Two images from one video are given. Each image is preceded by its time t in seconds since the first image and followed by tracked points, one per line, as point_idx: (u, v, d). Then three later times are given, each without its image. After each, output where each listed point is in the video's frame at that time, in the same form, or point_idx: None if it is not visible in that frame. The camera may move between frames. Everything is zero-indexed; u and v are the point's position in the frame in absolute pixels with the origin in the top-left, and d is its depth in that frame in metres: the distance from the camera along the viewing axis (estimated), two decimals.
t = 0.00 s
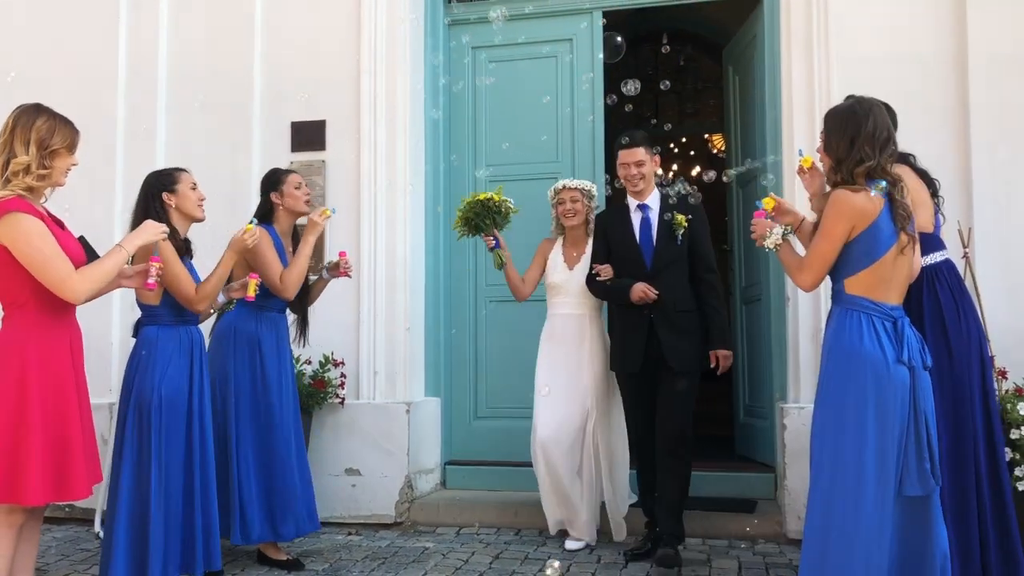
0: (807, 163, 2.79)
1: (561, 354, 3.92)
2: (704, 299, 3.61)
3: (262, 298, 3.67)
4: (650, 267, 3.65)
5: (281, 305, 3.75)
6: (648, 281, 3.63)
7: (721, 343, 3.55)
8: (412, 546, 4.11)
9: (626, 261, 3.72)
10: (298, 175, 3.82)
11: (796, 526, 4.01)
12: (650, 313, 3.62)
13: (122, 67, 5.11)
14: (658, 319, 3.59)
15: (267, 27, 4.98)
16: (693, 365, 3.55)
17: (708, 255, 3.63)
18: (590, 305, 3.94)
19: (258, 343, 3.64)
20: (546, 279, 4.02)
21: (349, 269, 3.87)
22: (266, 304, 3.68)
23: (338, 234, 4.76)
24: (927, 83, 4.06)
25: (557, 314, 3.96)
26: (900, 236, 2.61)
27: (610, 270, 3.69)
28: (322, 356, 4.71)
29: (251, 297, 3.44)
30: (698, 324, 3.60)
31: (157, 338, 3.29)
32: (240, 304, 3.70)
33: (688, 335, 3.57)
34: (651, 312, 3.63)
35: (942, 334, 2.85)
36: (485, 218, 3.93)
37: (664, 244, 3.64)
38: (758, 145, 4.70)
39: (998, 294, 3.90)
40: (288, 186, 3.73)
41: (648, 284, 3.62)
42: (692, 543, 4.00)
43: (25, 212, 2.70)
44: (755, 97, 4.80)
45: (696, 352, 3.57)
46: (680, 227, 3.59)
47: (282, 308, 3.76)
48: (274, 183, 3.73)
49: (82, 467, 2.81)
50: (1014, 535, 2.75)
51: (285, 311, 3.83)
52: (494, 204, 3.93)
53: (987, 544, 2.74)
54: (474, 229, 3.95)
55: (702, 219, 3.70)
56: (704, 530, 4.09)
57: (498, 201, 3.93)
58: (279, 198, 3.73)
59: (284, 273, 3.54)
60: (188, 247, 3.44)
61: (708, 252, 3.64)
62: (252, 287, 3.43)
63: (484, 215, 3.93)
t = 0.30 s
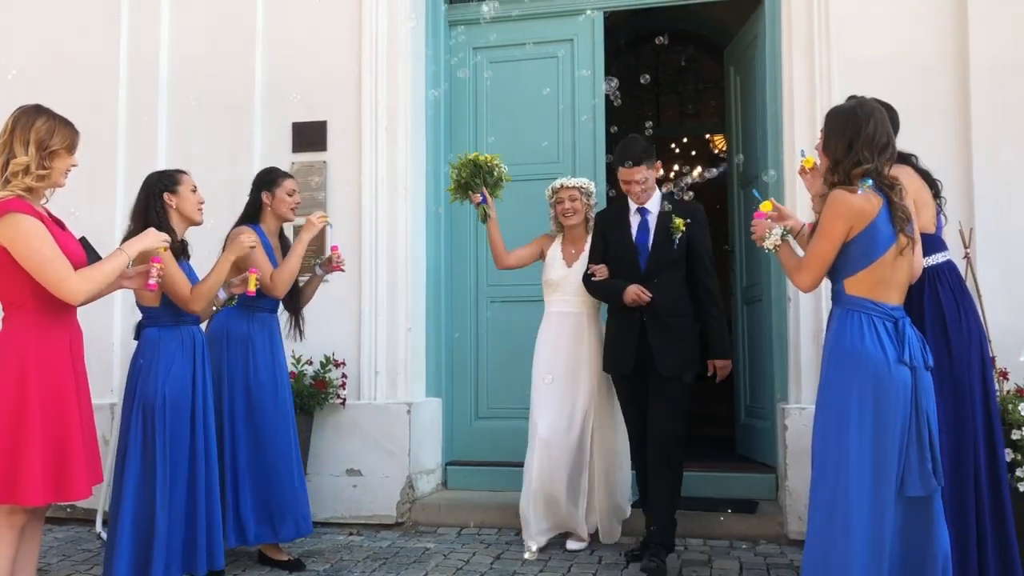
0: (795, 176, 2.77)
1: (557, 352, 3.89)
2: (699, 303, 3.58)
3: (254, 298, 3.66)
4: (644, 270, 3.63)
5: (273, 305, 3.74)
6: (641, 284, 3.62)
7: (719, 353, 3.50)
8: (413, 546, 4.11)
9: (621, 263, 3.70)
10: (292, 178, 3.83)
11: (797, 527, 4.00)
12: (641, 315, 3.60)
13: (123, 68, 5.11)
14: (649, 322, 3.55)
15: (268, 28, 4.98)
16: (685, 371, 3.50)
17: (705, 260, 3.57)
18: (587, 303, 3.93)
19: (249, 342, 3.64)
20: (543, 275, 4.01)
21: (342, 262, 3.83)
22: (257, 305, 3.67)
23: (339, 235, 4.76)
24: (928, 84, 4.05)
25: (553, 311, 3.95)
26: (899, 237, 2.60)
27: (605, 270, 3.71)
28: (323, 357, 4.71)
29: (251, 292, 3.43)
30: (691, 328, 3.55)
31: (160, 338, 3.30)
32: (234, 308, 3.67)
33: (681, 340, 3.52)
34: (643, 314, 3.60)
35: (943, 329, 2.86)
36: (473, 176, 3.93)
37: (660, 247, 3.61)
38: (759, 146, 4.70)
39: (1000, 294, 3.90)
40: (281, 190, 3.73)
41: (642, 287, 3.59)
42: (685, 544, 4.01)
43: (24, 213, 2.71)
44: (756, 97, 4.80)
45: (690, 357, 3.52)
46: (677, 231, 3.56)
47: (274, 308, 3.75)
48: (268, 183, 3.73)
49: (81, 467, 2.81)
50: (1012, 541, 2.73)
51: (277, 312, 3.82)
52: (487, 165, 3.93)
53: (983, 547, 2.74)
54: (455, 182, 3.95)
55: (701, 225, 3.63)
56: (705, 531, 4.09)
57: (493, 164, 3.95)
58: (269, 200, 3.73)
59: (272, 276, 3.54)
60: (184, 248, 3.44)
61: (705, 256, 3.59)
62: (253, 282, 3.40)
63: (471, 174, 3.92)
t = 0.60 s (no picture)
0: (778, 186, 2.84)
1: (550, 353, 3.82)
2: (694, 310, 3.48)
3: (242, 298, 3.65)
4: (638, 271, 3.54)
5: (263, 305, 3.72)
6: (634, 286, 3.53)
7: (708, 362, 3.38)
8: (414, 547, 4.11)
9: (618, 264, 3.60)
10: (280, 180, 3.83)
11: (799, 527, 4.00)
12: (631, 316, 3.55)
13: (125, 68, 5.12)
14: (638, 323, 3.52)
15: (270, 28, 4.99)
16: (674, 379, 3.41)
17: (701, 268, 3.44)
18: (583, 304, 3.85)
19: (241, 342, 3.62)
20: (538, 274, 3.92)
21: (330, 260, 3.83)
22: (246, 304, 3.66)
23: (341, 235, 4.77)
24: (930, 84, 4.05)
25: (549, 311, 3.87)
26: (896, 238, 2.60)
27: (604, 269, 3.60)
28: (324, 357, 4.71)
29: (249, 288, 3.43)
30: (681, 333, 3.46)
31: (161, 338, 3.30)
32: (225, 308, 3.63)
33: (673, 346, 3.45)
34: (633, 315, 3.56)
35: (944, 330, 2.85)
36: (460, 128, 3.87)
37: (655, 251, 3.50)
38: (761, 146, 4.70)
39: (1001, 295, 3.89)
40: (267, 192, 3.74)
41: (633, 290, 3.52)
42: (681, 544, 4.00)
43: (24, 213, 2.71)
44: (758, 98, 4.79)
45: (681, 363, 3.44)
46: (673, 237, 3.43)
47: (264, 308, 3.73)
48: (254, 184, 3.73)
49: (81, 468, 2.81)
50: (1010, 542, 2.74)
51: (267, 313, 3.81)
52: (474, 116, 3.86)
53: (981, 546, 2.74)
54: (443, 134, 3.92)
55: (702, 230, 3.47)
56: (706, 531, 4.09)
57: (483, 117, 3.87)
58: (255, 201, 3.74)
59: (258, 274, 3.54)
60: (180, 249, 3.45)
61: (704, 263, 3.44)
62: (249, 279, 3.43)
63: (457, 125, 3.87)
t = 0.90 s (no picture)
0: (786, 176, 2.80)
1: (543, 355, 3.78)
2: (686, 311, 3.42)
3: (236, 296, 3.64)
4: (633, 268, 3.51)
5: (256, 303, 3.72)
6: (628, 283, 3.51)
7: (692, 359, 3.31)
8: (415, 546, 4.12)
9: (616, 262, 3.57)
10: (268, 180, 3.85)
11: (800, 527, 4.00)
12: (626, 315, 3.52)
13: (126, 68, 5.12)
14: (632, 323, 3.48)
15: (272, 28, 4.99)
16: (668, 379, 3.39)
17: (695, 266, 3.37)
18: (575, 303, 3.81)
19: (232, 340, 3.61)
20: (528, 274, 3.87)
21: (322, 259, 3.81)
22: (239, 303, 3.65)
23: (343, 235, 4.77)
24: (931, 84, 4.05)
25: (541, 313, 3.81)
26: (893, 238, 2.60)
27: (604, 265, 3.59)
28: (325, 357, 4.72)
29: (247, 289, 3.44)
30: (678, 335, 3.43)
31: (161, 339, 3.31)
32: (220, 309, 3.61)
33: (667, 347, 3.41)
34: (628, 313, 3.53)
35: (945, 331, 2.86)
36: (447, 107, 3.78)
37: (650, 250, 3.45)
38: (762, 147, 4.70)
39: (1002, 296, 3.89)
40: (257, 191, 3.75)
41: (630, 289, 3.50)
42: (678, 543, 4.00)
43: (26, 213, 2.72)
44: (759, 97, 4.79)
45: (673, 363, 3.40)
46: (666, 236, 3.38)
47: (257, 305, 3.73)
48: (243, 184, 3.74)
49: (83, 467, 2.82)
50: (1010, 544, 2.73)
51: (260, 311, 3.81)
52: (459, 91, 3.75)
53: (980, 546, 2.74)
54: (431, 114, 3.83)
55: (697, 228, 3.40)
56: (707, 531, 4.09)
57: (466, 89, 3.75)
58: (244, 201, 3.75)
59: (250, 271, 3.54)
60: (178, 249, 3.46)
61: (699, 262, 3.37)
62: (247, 278, 3.44)
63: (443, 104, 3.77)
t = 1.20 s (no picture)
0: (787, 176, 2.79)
1: (529, 357, 3.70)
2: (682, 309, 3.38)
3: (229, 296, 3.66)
4: (629, 265, 3.47)
5: (249, 303, 3.73)
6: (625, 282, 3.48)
7: (674, 343, 3.24)
8: (416, 546, 4.12)
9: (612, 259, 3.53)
10: (257, 179, 3.84)
11: (800, 527, 4.00)
12: (622, 314, 3.48)
13: (127, 68, 5.12)
14: (628, 322, 3.45)
15: (274, 28, 5.00)
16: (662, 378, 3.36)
17: (690, 262, 3.32)
18: (560, 303, 3.74)
19: (225, 339, 3.60)
20: (512, 274, 3.81)
21: (312, 259, 3.77)
22: (232, 303, 3.66)
23: (344, 235, 4.78)
24: (932, 84, 4.05)
25: (525, 314, 3.74)
26: (892, 240, 2.60)
27: (603, 264, 3.53)
28: (326, 357, 4.73)
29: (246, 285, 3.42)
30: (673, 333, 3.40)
31: (160, 339, 3.32)
32: (216, 309, 3.60)
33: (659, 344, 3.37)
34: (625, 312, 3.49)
35: (947, 332, 2.85)
36: (449, 95, 3.79)
37: (646, 245, 3.41)
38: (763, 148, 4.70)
39: (1003, 296, 3.89)
40: (246, 190, 3.75)
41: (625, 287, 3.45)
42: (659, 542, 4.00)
43: (28, 213, 2.72)
44: (760, 97, 4.79)
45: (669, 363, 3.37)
46: (661, 230, 3.34)
47: (250, 305, 3.74)
48: (231, 185, 3.74)
49: (84, 468, 2.82)
50: (1008, 545, 2.73)
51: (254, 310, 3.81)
52: (462, 79, 3.74)
53: (982, 547, 2.73)
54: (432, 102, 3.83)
55: (692, 220, 3.36)
56: (708, 531, 4.09)
57: (470, 77, 3.75)
58: (234, 200, 3.76)
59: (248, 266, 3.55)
60: (177, 248, 3.47)
61: (694, 256, 3.32)
62: (247, 279, 3.41)
63: (443, 89, 3.78)
